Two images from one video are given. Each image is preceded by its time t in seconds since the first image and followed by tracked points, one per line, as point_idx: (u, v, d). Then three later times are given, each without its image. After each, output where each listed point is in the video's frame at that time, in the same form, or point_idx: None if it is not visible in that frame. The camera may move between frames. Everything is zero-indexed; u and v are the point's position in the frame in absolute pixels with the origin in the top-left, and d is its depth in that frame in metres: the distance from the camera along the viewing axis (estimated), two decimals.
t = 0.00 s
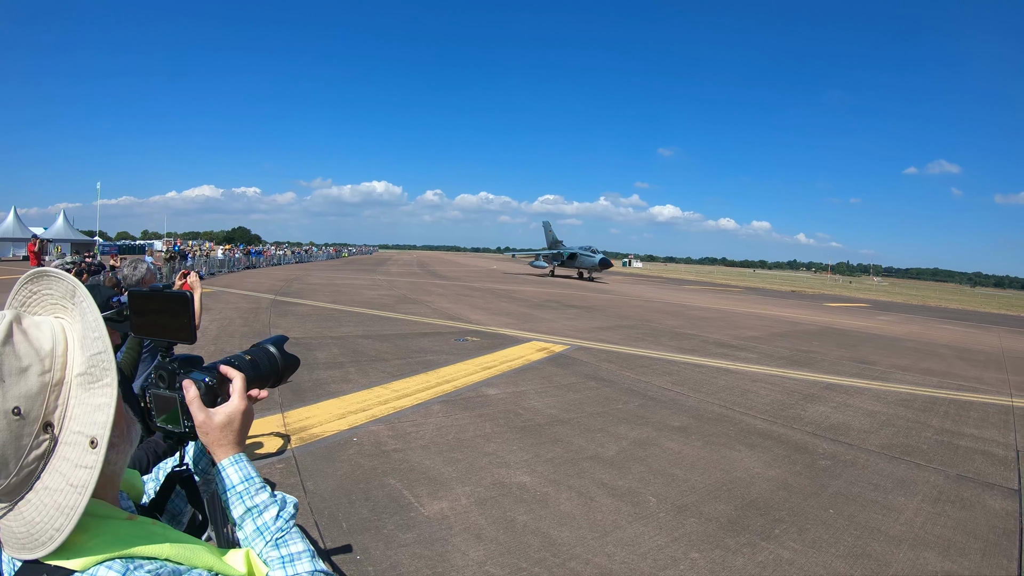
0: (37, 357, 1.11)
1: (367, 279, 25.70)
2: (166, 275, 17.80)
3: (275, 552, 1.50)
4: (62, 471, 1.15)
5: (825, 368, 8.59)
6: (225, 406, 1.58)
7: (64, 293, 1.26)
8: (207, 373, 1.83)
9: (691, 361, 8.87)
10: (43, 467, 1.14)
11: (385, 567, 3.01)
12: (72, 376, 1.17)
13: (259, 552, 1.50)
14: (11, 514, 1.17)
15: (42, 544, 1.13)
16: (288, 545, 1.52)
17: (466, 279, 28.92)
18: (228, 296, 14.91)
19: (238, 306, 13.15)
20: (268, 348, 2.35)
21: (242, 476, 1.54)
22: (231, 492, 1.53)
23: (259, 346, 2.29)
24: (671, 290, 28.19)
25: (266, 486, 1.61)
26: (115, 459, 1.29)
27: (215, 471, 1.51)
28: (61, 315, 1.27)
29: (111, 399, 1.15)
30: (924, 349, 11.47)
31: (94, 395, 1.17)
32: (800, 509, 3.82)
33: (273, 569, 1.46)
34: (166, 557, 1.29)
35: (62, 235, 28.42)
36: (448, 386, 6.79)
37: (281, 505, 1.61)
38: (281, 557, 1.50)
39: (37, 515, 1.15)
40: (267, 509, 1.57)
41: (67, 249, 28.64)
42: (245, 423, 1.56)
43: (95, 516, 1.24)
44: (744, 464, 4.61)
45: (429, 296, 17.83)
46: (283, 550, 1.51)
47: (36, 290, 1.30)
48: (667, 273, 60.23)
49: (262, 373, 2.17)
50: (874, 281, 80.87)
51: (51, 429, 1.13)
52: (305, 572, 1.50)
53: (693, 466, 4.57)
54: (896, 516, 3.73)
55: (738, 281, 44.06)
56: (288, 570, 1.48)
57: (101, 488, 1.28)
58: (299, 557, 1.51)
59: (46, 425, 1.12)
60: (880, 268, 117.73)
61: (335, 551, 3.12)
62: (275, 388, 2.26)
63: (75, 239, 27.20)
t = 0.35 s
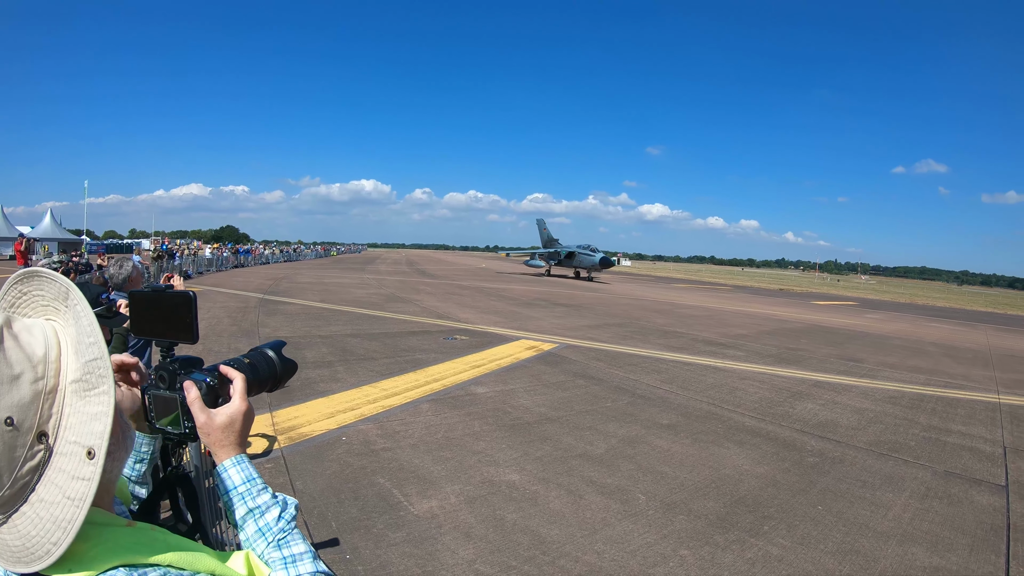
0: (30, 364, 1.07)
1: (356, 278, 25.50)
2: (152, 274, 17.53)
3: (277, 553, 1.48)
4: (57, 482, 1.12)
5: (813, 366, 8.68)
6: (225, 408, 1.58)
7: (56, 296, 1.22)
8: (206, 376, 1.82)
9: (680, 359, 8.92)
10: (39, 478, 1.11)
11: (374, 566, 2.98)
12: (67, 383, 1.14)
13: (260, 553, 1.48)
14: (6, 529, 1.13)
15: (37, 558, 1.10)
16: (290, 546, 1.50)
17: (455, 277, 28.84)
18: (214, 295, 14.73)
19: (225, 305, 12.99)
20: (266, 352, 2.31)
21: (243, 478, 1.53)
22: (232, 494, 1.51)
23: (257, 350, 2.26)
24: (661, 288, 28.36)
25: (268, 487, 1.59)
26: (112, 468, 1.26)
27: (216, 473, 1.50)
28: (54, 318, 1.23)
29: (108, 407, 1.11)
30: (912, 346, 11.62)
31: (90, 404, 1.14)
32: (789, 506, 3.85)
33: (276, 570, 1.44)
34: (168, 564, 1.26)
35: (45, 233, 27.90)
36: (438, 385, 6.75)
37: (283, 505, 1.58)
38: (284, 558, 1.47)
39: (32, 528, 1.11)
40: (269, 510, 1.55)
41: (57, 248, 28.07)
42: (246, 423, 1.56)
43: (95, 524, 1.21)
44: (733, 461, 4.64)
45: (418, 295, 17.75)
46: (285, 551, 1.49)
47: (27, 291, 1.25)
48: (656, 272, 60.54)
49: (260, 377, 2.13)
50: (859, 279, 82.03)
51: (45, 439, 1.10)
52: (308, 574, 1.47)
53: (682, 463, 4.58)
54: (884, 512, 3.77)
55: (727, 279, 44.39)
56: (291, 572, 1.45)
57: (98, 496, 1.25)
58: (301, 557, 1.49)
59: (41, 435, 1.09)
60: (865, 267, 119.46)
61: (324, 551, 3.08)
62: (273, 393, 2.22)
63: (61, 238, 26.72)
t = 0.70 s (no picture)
0: (21, 376, 1.04)
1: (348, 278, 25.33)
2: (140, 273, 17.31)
3: (279, 556, 1.48)
4: (54, 497, 1.09)
5: (804, 365, 8.74)
6: (226, 409, 1.56)
7: (48, 301, 1.18)
8: (207, 373, 1.81)
9: (671, 359, 8.95)
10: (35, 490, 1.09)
11: (367, 567, 2.95)
12: (60, 394, 1.11)
13: (262, 556, 1.47)
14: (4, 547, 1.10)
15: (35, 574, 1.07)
16: (291, 549, 1.50)
17: (448, 278, 28.73)
18: (204, 296, 14.57)
19: (216, 305, 12.84)
20: (268, 349, 2.29)
21: (245, 480, 1.51)
22: (233, 495, 1.49)
23: (259, 346, 2.24)
24: (653, 288, 28.46)
25: (269, 489, 1.56)
26: (109, 478, 1.27)
27: (217, 474, 1.48)
28: (44, 324, 1.19)
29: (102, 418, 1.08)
30: (902, 346, 11.74)
31: (85, 415, 1.11)
32: (781, 505, 3.86)
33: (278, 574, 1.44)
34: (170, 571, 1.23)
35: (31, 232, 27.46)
36: (429, 385, 6.71)
37: (284, 507, 1.57)
38: (285, 561, 1.47)
39: (28, 545, 1.08)
40: (270, 512, 1.53)
41: (45, 247, 27.66)
42: (247, 424, 1.54)
43: (95, 534, 1.19)
44: (725, 461, 4.65)
45: (410, 295, 17.67)
46: (286, 554, 1.49)
47: (18, 296, 1.22)
48: (649, 272, 60.78)
49: (263, 373, 2.12)
50: (849, 280, 82.88)
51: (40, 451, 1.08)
52: None
53: (674, 463, 4.59)
54: (876, 511, 3.79)
55: (720, 280, 44.64)
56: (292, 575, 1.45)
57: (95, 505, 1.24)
58: (303, 560, 1.49)
59: (35, 447, 1.07)
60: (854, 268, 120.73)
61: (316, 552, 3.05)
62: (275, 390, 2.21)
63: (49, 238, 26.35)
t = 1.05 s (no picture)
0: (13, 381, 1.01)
1: (337, 279, 25.13)
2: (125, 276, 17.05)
3: (274, 560, 1.45)
4: (50, 504, 1.05)
5: (794, 364, 8.81)
6: (219, 413, 1.55)
7: (38, 304, 1.15)
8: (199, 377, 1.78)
9: (661, 358, 8.99)
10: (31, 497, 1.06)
11: (358, 569, 2.92)
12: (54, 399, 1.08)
13: (256, 560, 1.44)
14: None
15: None
16: (286, 553, 1.47)
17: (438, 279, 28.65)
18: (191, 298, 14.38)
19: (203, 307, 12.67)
20: (259, 354, 2.25)
21: (238, 484, 1.49)
22: (227, 500, 1.47)
23: (249, 351, 2.20)
24: (643, 288, 28.60)
25: (263, 494, 1.55)
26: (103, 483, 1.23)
27: (212, 479, 1.48)
28: (34, 327, 1.15)
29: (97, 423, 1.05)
30: (891, 344, 11.89)
31: (80, 420, 1.08)
32: (772, 503, 3.88)
33: None
34: None
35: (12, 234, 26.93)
36: (420, 386, 6.67)
37: (279, 512, 1.55)
38: (280, 565, 1.44)
39: (23, 553, 1.04)
40: (265, 516, 1.51)
41: (27, 249, 27.14)
42: (240, 429, 1.53)
43: (90, 541, 1.16)
44: (716, 460, 4.67)
45: (400, 297, 17.57)
46: (281, 558, 1.46)
47: (7, 299, 1.18)
48: (639, 273, 61.08)
49: (253, 378, 2.09)
50: (836, 280, 83.90)
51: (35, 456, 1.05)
52: None
53: (665, 462, 4.60)
54: (866, 508, 3.83)
55: (709, 280, 44.95)
56: None
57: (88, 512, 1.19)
58: (298, 564, 1.46)
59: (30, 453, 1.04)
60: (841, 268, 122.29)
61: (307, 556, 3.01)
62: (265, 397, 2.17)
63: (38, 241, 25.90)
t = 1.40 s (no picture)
0: None
1: (323, 279, 24.84)
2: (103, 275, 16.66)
3: (264, 563, 1.40)
4: (35, 505, 1.00)
5: (780, 361, 8.91)
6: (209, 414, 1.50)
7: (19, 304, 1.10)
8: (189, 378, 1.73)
9: (648, 356, 9.03)
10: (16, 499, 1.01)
11: (346, 570, 2.88)
12: (38, 399, 1.03)
13: (246, 563, 1.39)
14: None
15: None
16: (276, 555, 1.43)
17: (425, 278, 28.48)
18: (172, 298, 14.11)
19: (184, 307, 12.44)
20: (249, 355, 2.20)
21: (228, 486, 1.45)
22: (216, 502, 1.43)
23: (239, 352, 2.15)
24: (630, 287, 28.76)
25: (253, 496, 1.52)
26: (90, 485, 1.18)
27: (201, 481, 1.43)
28: (17, 327, 1.11)
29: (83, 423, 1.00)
30: (874, 341, 12.08)
31: (66, 420, 1.03)
32: (758, 499, 3.92)
33: None
34: None
35: None
36: (406, 386, 6.61)
37: (268, 514, 1.51)
38: (270, 568, 1.39)
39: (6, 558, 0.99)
40: (254, 519, 1.47)
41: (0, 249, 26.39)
42: (230, 431, 1.47)
43: (78, 543, 1.12)
44: (702, 457, 4.70)
45: (386, 296, 17.44)
46: (271, 561, 1.41)
47: None
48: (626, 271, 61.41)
49: (243, 379, 2.04)
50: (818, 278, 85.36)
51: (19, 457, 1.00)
52: None
53: (652, 460, 4.61)
54: (852, 503, 3.88)
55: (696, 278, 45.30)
56: None
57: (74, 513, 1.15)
58: (288, 567, 1.42)
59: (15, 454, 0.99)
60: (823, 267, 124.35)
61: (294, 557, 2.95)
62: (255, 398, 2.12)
63: (18, 240, 25.30)
